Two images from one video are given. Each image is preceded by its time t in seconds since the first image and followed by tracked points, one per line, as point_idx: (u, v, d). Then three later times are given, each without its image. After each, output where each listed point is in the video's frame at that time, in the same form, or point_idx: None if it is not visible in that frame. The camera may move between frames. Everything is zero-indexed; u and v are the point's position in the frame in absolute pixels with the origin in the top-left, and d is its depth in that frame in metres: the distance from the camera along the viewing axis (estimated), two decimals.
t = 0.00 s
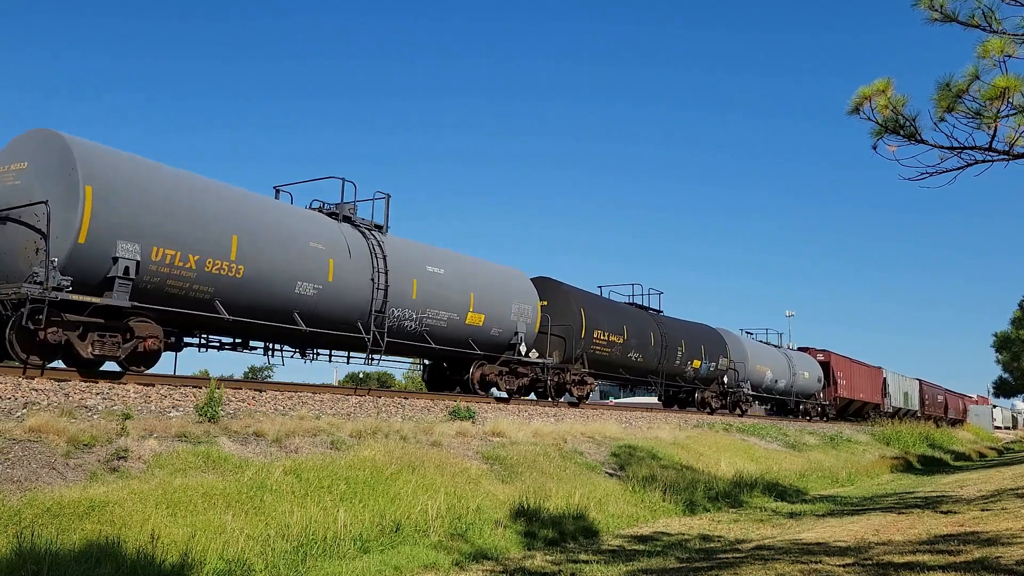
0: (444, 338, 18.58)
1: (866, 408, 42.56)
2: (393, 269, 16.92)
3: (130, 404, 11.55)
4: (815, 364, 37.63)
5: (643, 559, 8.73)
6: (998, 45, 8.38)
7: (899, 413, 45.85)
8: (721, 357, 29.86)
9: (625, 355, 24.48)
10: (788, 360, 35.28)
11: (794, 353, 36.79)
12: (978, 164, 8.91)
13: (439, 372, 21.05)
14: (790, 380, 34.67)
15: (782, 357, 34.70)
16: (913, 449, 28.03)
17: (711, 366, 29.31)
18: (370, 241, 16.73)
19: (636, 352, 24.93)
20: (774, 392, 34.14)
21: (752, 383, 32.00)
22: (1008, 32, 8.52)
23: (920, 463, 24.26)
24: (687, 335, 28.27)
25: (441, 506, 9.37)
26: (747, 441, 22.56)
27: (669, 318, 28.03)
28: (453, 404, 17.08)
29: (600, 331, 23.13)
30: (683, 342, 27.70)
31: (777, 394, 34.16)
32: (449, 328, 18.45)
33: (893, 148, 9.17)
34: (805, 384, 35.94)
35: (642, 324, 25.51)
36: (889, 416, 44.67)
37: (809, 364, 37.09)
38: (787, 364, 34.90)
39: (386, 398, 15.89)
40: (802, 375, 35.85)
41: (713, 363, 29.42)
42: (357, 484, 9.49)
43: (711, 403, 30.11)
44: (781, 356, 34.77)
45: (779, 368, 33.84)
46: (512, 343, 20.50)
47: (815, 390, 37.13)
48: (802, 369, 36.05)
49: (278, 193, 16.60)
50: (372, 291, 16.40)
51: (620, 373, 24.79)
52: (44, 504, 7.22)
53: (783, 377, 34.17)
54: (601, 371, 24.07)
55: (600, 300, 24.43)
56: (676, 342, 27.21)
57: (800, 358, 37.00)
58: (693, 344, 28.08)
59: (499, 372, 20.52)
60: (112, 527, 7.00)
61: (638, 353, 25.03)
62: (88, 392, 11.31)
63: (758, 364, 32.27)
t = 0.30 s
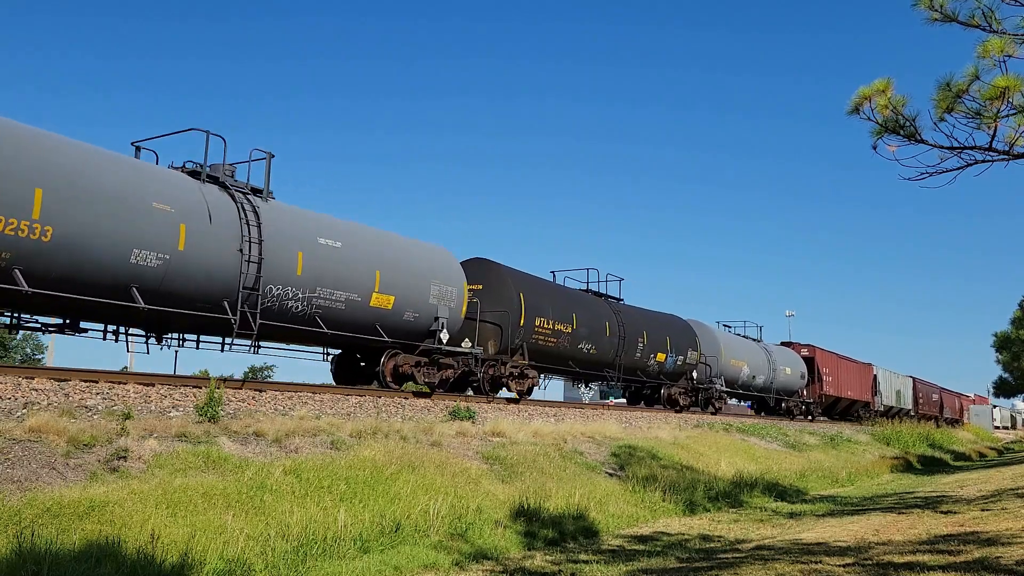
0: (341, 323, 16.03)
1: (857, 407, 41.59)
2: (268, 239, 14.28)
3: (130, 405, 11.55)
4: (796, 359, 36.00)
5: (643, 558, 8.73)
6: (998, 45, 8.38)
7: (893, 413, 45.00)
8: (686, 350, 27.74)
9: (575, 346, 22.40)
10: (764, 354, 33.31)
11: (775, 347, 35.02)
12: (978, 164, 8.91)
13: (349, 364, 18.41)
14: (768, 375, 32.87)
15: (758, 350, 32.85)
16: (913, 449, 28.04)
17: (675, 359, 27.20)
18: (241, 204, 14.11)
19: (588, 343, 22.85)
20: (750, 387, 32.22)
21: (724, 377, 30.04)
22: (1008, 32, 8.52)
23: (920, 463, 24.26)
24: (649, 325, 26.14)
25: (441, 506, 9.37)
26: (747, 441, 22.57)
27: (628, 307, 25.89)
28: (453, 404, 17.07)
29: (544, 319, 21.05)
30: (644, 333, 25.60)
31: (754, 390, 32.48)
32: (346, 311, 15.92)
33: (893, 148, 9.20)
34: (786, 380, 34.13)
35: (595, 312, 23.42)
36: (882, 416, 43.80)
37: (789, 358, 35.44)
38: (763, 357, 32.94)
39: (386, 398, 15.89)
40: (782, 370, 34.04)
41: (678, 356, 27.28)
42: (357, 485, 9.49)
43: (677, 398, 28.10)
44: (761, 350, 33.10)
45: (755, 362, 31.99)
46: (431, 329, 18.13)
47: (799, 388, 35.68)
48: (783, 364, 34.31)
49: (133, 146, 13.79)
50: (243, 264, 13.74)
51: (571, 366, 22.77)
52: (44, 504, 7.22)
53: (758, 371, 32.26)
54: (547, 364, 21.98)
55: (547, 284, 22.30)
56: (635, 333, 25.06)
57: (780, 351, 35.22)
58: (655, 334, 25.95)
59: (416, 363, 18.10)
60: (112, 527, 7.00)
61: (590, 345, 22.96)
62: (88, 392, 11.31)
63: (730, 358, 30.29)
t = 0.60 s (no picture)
0: (205, 302, 13.69)
1: (846, 406, 40.69)
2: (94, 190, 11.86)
3: (129, 405, 11.55)
4: (776, 352, 34.56)
5: (643, 558, 8.73)
6: (998, 45, 8.38)
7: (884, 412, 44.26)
8: (646, 342, 25.87)
9: (512, 335, 20.51)
10: (735, 348, 31.53)
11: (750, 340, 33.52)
12: (978, 164, 8.90)
13: (231, 353, 15.94)
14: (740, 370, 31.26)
15: (730, 342, 31.15)
16: (912, 449, 28.05)
17: (632, 351, 25.30)
18: (56, 148, 11.69)
19: (528, 332, 20.96)
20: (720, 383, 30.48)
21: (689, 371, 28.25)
22: (1008, 32, 8.52)
23: (920, 463, 24.27)
24: (603, 314, 24.28)
25: (441, 506, 9.37)
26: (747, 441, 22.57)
27: (580, 295, 24.10)
28: (453, 404, 17.07)
29: (473, 303, 19.16)
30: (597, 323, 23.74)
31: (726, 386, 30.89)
32: (204, 288, 13.50)
33: (893, 147, 9.20)
34: (761, 375, 32.59)
35: (537, 299, 21.56)
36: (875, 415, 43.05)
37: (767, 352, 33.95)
38: (735, 351, 31.22)
39: (386, 398, 15.89)
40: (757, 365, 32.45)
41: (636, 349, 25.39)
42: (357, 485, 9.49)
43: (637, 394, 26.20)
44: (735, 344, 31.57)
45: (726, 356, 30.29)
46: (324, 312, 15.71)
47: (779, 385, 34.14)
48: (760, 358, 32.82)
49: None
50: (53, 225, 11.33)
51: (508, 357, 20.90)
52: (44, 504, 7.22)
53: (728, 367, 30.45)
54: (478, 354, 20.04)
55: (483, 267, 20.46)
56: (585, 324, 23.18)
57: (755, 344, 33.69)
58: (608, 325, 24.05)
59: (305, 353, 15.69)
60: (112, 527, 7.00)
61: (530, 333, 21.09)
62: (88, 392, 11.31)
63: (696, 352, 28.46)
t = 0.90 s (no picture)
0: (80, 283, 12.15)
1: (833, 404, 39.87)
2: None
3: (129, 404, 11.55)
4: (753, 346, 32.92)
5: (643, 558, 8.73)
6: (998, 45, 8.38)
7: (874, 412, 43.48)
8: (597, 332, 23.80)
9: (430, 321, 18.58)
10: (704, 341, 29.53)
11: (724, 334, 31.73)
12: (978, 164, 8.89)
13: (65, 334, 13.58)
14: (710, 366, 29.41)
15: (699, 336, 29.30)
16: (913, 449, 28.05)
17: (580, 342, 23.22)
18: None
19: (450, 318, 19.11)
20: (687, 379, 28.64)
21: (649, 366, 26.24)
22: (1008, 32, 8.52)
23: (920, 463, 24.27)
24: (546, 300, 22.32)
25: (441, 506, 9.37)
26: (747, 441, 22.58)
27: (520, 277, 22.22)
28: (453, 404, 17.07)
29: (379, 285, 17.22)
30: (536, 309, 21.76)
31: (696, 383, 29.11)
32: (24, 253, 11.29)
33: (892, 148, 8.99)
34: (736, 372, 30.98)
35: (464, 282, 19.64)
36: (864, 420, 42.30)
37: (742, 347, 32.39)
38: (704, 345, 29.33)
39: (386, 398, 15.90)
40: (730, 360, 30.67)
41: (585, 339, 23.33)
42: (357, 485, 9.49)
43: (589, 389, 24.18)
44: (707, 336, 29.95)
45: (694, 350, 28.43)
46: (176, 289, 13.33)
47: (755, 379, 32.56)
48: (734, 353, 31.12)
49: None
50: None
51: (428, 347, 18.96)
52: (44, 504, 7.22)
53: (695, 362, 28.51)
54: (389, 340, 18.16)
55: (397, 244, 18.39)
56: (523, 311, 21.18)
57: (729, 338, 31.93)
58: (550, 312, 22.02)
59: (149, 337, 13.18)
60: (112, 527, 7.00)
61: (453, 320, 19.19)
62: (88, 392, 11.32)
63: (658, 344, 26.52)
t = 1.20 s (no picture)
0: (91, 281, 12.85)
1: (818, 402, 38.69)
2: None
3: (130, 405, 11.54)
4: (728, 339, 31.14)
5: (643, 558, 8.73)
6: (998, 45, 8.38)
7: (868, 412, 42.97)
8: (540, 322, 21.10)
9: (324, 303, 15.61)
10: (670, 333, 27.45)
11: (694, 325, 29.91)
12: (978, 164, 8.89)
13: None
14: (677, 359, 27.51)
15: (666, 327, 27.36)
16: (913, 449, 28.04)
17: (519, 331, 20.47)
18: None
19: (350, 299, 16.04)
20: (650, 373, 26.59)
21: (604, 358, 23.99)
22: (1008, 32, 8.52)
23: (920, 463, 24.26)
24: (486, 284, 19.63)
25: (441, 506, 9.37)
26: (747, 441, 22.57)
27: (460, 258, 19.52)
28: (453, 404, 17.06)
29: (250, 257, 14.19)
30: (470, 292, 18.99)
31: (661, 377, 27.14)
32: None
33: (893, 148, 9.13)
34: (706, 366, 29.16)
35: (369, 261, 16.55)
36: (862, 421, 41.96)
37: (716, 339, 30.48)
38: (669, 337, 27.27)
39: (386, 398, 15.89)
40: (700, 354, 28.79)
41: (523, 329, 20.62)
42: (357, 485, 9.49)
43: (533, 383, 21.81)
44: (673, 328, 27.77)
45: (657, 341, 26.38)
46: None
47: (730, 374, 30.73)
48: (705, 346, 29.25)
49: None
50: None
51: (322, 334, 16.04)
52: (44, 504, 7.22)
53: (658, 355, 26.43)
54: (268, 325, 15.11)
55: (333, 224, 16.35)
56: (450, 295, 18.38)
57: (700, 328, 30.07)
58: (482, 295, 19.26)
59: None
60: (112, 527, 7.00)
61: (354, 302, 16.16)
62: (88, 392, 11.31)
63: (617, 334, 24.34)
